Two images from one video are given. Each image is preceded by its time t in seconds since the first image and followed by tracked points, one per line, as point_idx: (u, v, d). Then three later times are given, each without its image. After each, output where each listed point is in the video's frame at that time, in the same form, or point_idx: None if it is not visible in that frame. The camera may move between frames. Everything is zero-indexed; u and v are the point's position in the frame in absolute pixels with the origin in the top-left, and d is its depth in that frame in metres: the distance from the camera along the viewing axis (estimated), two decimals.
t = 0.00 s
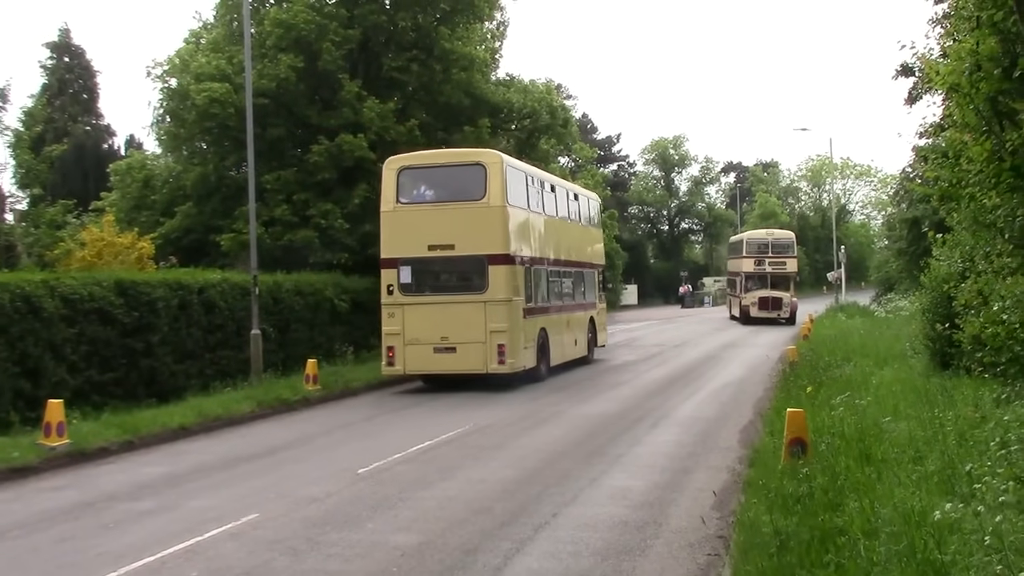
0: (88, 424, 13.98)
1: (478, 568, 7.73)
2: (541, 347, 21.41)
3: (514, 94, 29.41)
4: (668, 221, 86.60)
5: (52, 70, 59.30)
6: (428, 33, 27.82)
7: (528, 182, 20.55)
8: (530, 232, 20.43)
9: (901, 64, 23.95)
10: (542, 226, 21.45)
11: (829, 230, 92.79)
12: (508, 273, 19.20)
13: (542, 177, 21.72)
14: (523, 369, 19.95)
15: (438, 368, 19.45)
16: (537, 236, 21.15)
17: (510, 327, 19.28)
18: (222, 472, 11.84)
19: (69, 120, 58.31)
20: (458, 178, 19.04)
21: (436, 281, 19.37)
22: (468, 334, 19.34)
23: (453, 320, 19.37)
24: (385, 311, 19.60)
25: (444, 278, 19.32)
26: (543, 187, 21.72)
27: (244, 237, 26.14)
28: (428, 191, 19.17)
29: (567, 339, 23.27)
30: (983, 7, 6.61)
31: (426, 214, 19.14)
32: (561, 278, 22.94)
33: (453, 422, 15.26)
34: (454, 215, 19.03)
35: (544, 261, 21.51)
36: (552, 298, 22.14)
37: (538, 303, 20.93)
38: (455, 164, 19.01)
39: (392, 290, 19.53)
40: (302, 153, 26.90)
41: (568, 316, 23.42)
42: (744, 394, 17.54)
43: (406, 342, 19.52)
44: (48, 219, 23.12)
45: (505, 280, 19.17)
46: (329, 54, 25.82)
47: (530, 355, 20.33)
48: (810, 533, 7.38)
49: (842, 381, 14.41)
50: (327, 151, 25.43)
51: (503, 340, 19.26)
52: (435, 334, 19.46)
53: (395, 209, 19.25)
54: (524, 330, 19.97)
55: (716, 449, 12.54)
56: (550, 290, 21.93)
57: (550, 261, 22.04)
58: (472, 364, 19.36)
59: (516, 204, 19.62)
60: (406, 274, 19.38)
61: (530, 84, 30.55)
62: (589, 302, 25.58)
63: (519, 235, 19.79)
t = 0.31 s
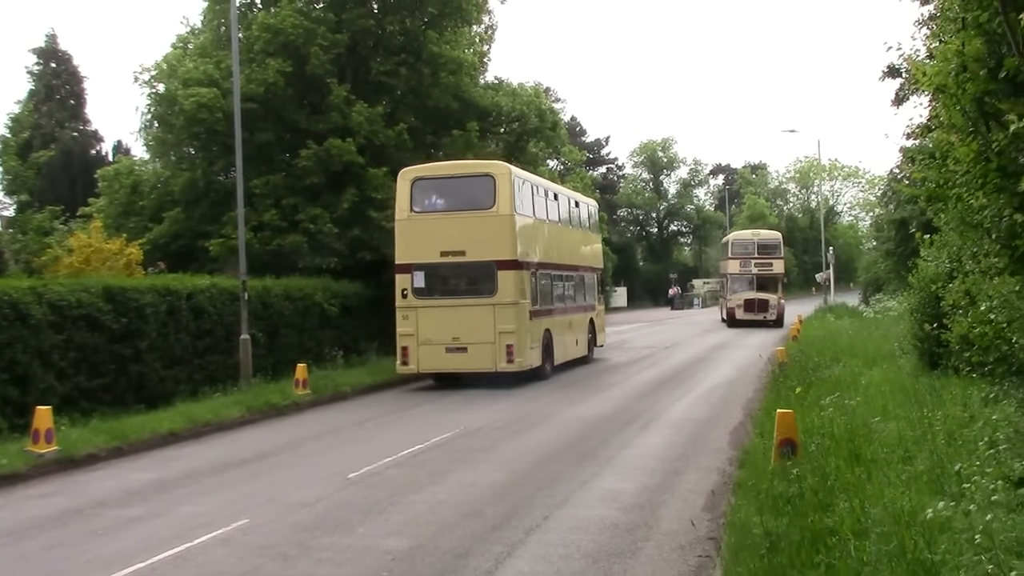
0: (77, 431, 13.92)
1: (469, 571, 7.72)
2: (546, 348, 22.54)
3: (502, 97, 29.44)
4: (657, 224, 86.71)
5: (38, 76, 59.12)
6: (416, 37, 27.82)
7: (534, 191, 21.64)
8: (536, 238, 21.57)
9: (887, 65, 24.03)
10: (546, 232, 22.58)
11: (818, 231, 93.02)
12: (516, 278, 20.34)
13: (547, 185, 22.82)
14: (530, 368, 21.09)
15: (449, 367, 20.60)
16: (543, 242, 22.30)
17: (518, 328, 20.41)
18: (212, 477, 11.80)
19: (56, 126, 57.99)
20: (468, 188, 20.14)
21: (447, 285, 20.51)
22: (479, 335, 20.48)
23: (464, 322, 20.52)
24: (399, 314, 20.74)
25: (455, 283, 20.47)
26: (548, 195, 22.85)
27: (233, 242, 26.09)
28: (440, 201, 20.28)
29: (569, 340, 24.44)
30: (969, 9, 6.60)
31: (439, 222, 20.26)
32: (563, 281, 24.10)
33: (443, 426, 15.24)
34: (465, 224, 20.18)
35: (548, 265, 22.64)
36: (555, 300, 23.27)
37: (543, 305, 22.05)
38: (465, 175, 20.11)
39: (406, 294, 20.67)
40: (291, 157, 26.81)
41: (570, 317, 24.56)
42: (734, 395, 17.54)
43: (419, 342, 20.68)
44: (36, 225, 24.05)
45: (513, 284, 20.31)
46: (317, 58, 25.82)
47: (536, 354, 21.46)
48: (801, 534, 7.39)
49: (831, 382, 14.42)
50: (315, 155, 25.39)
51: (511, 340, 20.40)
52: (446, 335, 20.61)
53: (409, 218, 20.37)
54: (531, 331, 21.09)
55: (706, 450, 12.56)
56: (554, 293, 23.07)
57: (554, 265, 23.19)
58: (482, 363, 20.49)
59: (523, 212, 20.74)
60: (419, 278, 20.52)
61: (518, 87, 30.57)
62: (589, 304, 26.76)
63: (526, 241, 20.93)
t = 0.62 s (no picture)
0: (57, 430, 13.83)
1: (450, 573, 7.72)
2: (542, 348, 23.84)
3: (487, 99, 29.42)
4: (641, 227, 86.89)
5: (21, 73, 58.73)
6: (402, 38, 27.82)
7: (535, 198, 22.93)
8: (535, 244, 22.92)
9: (871, 72, 24.15)
10: (545, 238, 23.89)
11: (801, 235, 93.46)
12: (517, 281, 21.65)
13: (546, 193, 24.14)
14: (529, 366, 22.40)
15: (453, 364, 21.89)
16: (541, 247, 23.61)
17: (518, 329, 21.71)
18: (192, 478, 11.75)
19: (38, 122, 57.54)
20: (474, 196, 21.44)
21: (452, 287, 21.81)
22: (482, 334, 21.78)
23: (467, 322, 21.83)
24: (407, 314, 22.01)
25: (460, 285, 21.77)
26: (546, 203, 24.20)
27: (216, 241, 26.01)
28: (447, 207, 21.56)
29: (564, 340, 25.78)
30: (951, 15, 6.59)
31: (446, 227, 21.57)
32: (559, 285, 25.45)
33: (426, 427, 15.23)
34: (470, 230, 21.50)
35: (545, 270, 23.96)
36: (551, 303, 24.59)
37: (541, 307, 23.38)
38: (471, 183, 21.38)
39: (413, 295, 21.96)
40: (275, 157, 26.70)
41: (565, 319, 25.89)
42: (715, 399, 17.58)
43: (425, 340, 21.97)
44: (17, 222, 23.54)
45: (514, 287, 21.60)
46: (301, 58, 25.76)
47: (534, 354, 22.77)
48: (780, 537, 7.42)
49: (812, 387, 14.48)
50: (300, 155, 25.31)
51: (512, 340, 21.70)
52: (451, 335, 21.90)
53: (418, 223, 21.68)
54: (530, 332, 22.40)
55: (688, 453, 12.60)
56: (550, 296, 24.40)
57: (551, 270, 24.51)
58: (484, 361, 21.78)
59: (524, 219, 22.06)
60: (426, 280, 21.81)
61: (503, 89, 30.59)
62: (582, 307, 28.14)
63: (527, 247, 22.24)
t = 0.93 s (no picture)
0: (36, 433, 13.73)
1: None
2: (538, 348, 24.76)
3: (471, 102, 29.33)
4: (626, 230, 87.10)
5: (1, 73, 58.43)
6: (386, 40, 27.84)
7: (532, 206, 23.84)
8: (533, 249, 23.82)
9: (854, 77, 24.28)
10: (541, 244, 24.80)
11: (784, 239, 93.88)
12: (516, 284, 22.49)
13: (542, 201, 25.07)
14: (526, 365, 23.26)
15: (454, 362, 22.77)
16: (538, 251, 24.50)
17: (516, 328, 22.59)
18: (173, 481, 11.69)
19: (19, 123, 57.19)
20: (473, 203, 22.31)
21: (453, 290, 22.67)
22: (481, 333, 22.65)
23: (468, 322, 22.70)
24: (410, 314, 22.87)
25: (460, 288, 22.64)
26: (543, 209, 25.11)
27: (199, 243, 25.89)
28: (448, 214, 22.42)
29: (558, 341, 26.77)
30: (932, 22, 6.66)
31: (447, 232, 22.43)
32: (554, 288, 26.42)
33: (409, 430, 15.22)
34: (471, 235, 22.38)
35: (542, 274, 24.88)
36: (547, 305, 25.49)
37: (537, 309, 24.28)
38: (471, 191, 22.23)
39: (416, 297, 22.82)
40: (258, 159, 26.60)
41: (559, 321, 26.87)
42: (697, 403, 17.61)
43: (427, 339, 22.87)
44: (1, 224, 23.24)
45: (513, 289, 22.45)
46: (285, 59, 25.71)
47: (531, 353, 23.66)
48: (761, 541, 7.43)
49: (794, 390, 14.53)
50: (283, 157, 25.24)
51: (510, 339, 22.58)
52: (452, 334, 22.77)
53: (420, 228, 22.56)
54: (527, 332, 23.25)
55: (670, 457, 12.62)
56: (546, 299, 25.34)
57: (547, 274, 25.40)
58: (483, 360, 22.66)
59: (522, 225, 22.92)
60: (428, 282, 22.69)
61: (487, 92, 30.63)
62: (575, 309, 29.11)
63: (524, 252, 23.13)
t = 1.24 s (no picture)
0: (12, 439, 13.60)
1: None
2: (530, 348, 25.53)
3: (452, 106, 29.25)
4: (606, 234, 87.31)
5: None
6: (366, 44, 27.85)
7: (524, 214, 24.62)
8: (526, 255, 24.60)
9: (832, 82, 24.44)
10: (533, 250, 25.58)
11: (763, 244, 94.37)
12: (511, 289, 23.29)
13: (535, 210, 25.84)
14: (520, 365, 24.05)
15: (452, 363, 23.49)
16: (530, 257, 25.28)
17: (511, 331, 23.36)
18: (152, 487, 11.60)
19: None
20: (470, 213, 23.03)
21: (450, 295, 23.38)
22: (478, 336, 23.40)
23: (465, 325, 23.43)
24: (410, 318, 23.54)
25: (458, 293, 23.36)
26: (535, 217, 25.87)
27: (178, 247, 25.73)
28: (446, 223, 23.09)
29: (549, 342, 27.48)
30: (908, 27, 6.71)
31: (445, 241, 23.10)
32: (545, 291, 27.14)
33: (390, 434, 15.18)
34: (468, 244, 23.11)
35: (534, 278, 25.63)
36: (538, 307, 26.26)
37: (530, 312, 25.04)
38: (468, 202, 22.93)
39: (416, 301, 23.49)
40: (238, 163, 26.47)
41: (550, 322, 27.59)
42: (677, 406, 17.65)
43: (427, 341, 23.56)
44: None
45: (508, 294, 23.23)
46: (265, 63, 25.64)
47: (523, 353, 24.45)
48: (741, 544, 7.45)
49: (773, 393, 14.61)
50: (263, 161, 25.15)
51: (506, 341, 23.35)
52: (450, 336, 23.49)
53: (420, 237, 23.20)
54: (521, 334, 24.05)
55: (651, 460, 12.64)
56: (538, 302, 26.08)
57: (538, 277, 26.16)
58: (480, 360, 23.41)
59: (516, 233, 23.72)
60: (428, 287, 23.38)
61: (468, 96, 30.63)
62: (565, 311, 29.77)
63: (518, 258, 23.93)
